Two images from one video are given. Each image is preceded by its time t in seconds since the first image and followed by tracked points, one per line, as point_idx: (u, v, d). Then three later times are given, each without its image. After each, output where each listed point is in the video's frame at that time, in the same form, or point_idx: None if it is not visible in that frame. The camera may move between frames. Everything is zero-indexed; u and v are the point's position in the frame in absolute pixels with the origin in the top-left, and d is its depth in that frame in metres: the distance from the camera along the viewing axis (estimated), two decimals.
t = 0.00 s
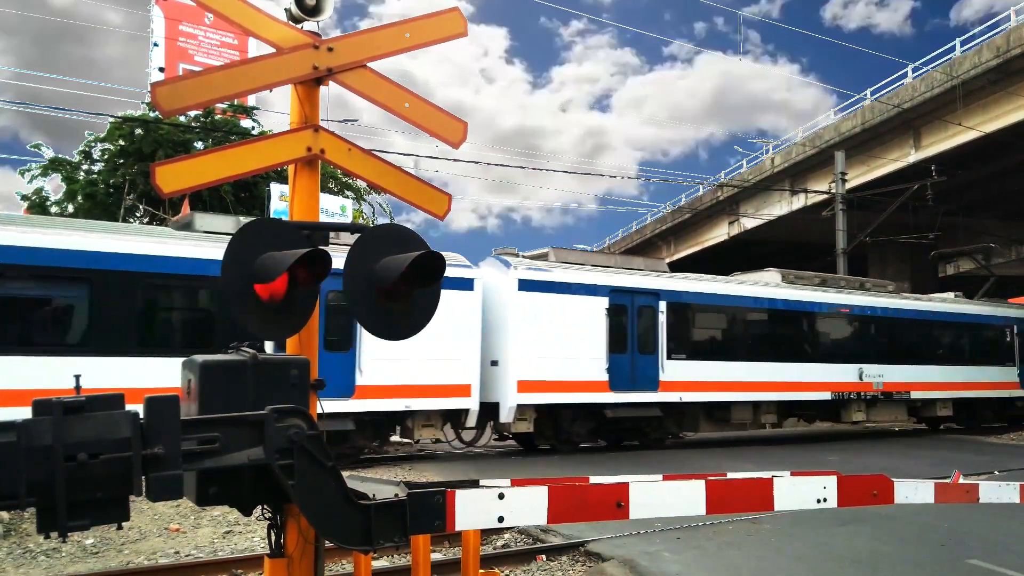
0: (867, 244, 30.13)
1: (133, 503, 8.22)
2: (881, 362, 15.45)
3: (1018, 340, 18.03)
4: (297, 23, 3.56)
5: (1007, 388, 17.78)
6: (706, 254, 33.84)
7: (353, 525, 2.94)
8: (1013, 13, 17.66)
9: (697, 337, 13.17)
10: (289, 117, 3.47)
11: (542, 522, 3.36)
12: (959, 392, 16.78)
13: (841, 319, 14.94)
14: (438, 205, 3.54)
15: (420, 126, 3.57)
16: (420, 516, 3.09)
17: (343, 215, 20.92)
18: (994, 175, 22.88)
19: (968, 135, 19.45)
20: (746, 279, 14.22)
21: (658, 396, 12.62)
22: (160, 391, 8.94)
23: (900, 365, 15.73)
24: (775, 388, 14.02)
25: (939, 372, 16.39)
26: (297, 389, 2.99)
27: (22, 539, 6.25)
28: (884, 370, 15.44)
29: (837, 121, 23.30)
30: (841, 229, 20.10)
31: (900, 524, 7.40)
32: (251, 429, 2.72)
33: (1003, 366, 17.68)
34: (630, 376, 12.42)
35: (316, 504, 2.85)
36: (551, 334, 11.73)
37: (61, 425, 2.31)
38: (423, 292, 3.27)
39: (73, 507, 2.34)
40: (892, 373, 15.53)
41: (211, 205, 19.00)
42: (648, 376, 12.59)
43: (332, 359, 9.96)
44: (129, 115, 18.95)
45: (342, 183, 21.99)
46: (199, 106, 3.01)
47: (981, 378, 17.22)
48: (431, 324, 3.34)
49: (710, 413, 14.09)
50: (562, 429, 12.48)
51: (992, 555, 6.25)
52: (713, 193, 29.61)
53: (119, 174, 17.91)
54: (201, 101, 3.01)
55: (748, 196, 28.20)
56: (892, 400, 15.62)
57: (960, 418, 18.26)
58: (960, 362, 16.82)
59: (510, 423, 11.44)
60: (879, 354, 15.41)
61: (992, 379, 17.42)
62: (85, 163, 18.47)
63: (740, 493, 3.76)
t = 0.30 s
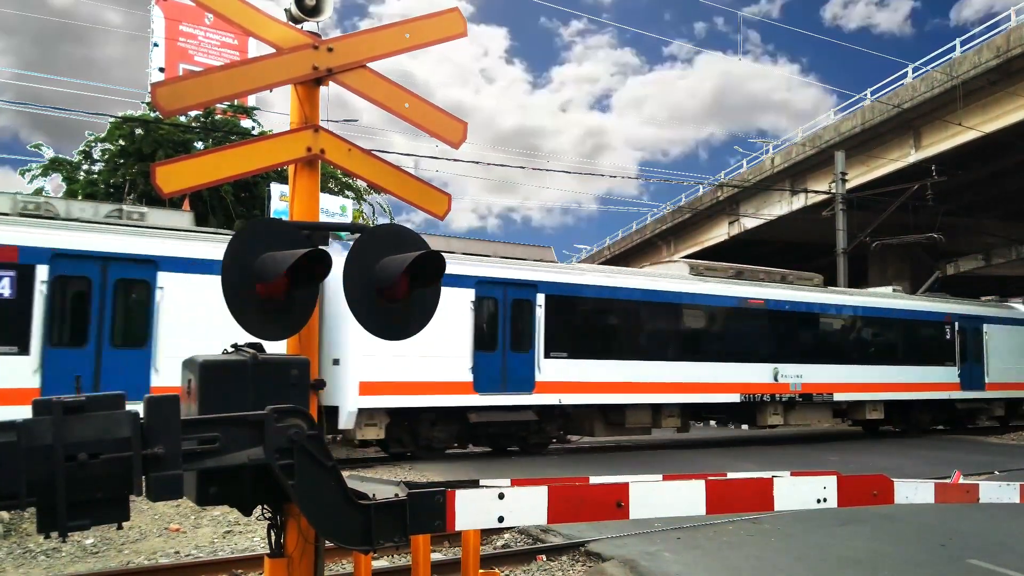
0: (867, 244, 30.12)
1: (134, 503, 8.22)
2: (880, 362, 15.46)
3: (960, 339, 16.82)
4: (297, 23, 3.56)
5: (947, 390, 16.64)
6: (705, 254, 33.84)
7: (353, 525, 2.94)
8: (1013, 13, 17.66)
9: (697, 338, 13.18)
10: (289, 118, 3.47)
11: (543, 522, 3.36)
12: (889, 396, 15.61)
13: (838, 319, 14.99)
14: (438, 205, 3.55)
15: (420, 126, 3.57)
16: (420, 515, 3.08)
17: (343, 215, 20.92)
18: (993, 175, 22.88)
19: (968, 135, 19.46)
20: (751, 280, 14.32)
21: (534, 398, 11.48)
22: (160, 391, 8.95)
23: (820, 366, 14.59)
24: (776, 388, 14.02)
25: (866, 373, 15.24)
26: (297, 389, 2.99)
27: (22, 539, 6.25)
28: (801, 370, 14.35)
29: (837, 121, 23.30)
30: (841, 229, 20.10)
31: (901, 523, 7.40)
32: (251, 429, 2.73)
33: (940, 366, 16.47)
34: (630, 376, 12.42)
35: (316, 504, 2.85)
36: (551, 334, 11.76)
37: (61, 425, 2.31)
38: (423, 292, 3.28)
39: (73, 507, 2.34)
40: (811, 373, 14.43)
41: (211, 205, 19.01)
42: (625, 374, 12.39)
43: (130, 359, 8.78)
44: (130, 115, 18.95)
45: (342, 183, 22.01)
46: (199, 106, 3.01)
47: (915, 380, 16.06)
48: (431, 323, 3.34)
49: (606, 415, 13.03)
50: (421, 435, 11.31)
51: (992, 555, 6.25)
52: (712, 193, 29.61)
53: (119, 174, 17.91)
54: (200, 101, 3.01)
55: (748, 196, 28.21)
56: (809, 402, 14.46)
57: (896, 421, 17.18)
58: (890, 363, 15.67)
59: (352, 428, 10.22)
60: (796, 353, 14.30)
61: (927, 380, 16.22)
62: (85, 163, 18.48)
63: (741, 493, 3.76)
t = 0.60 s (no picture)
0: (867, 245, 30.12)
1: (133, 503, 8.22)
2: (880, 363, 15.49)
3: (890, 336, 15.84)
4: (297, 23, 3.56)
5: (874, 391, 15.62)
6: (705, 254, 33.84)
7: (353, 525, 2.94)
8: (1013, 13, 17.66)
9: (696, 337, 13.19)
10: (289, 118, 3.47)
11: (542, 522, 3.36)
12: (807, 396, 14.56)
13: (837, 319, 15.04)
14: (438, 205, 3.55)
15: (419, 126, 3.57)
16: (419, 515, 3.08)
17: (343, 215, 20.92)
18: (993, 175, 22.88)
19: (968, 135, 19.46)
20: (753, 281, 14.45)
21: (494, 399, 11.19)
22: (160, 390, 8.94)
23: (727, 366, 13.52)
24: (774, 388, 14.04)
25: (780, 372, 14.18)
26: (297, 389, 2.99)
27: (23, 538, 6.25)
28: (732, 370, 13.48)
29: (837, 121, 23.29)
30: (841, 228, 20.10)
31: (900, 523, 7.41)
32: (252, 429, 2.73)
33: (865, 364, 15.42)
34: (631, 376, 12.44)
35: (316, 504, 2.85)
36: (550, 335, 11.79)
37: (61, 425, 2.31)
38: (423, 291, 3.28)
39: (73, 507, 2.34)
40: (743, 373, 13.57)
41: (211, 204, 19.01)
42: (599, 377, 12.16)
43: None
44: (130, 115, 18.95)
45: (342, 183, 22.02)
46: (198, 107, 3.01)
47: (838, 379, 15.01)
48: (430, 324, 3.35)
49: (480, 420, 11.77)
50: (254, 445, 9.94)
51: (992, 555, 6.25)
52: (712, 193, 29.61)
53: (119, 173, 17.91)
54: (200, 101, 3.00)
55: (748, 196, 28.22)
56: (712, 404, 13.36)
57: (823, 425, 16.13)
58: (810, 362, 14.63)
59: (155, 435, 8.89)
60: (702, 350, 13.26)
61: (853, 380, 15.17)
62: (85, 163, 18.48)
63: (740, 493, 3.76)
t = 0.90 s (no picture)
0: (868, 245, 30.12)
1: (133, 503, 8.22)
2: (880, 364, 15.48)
3: (810, 334, 14.63)
4: (296, 23, 3.56)
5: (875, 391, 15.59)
6: (705, 254, 33.85)
7: (352, 525, 2.94)
8: (1013, 13, 17.65)
9: (695, 337, 13.19)
10: (289, 118, 3.47)
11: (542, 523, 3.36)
12: (712, 399, 13.36)
13: (836, 321, 15.10)
14: (438, 205, 3.55)
15: (419, 126, 3.57)
16: (419, 514, 3.08)
17: (343, 215, 20.91)
18: (993, 175, 22.87)
19: (968, 135, 19.46)
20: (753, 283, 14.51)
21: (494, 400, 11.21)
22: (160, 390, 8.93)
23: (614, 366, 12.31)
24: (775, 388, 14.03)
25: (677, 372, 12.99)
26: (297, 389, 2.99)
27: (22, 538, 6.25)
28: (732, 370, 13.48)
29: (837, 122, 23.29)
30: (841, 228, 20.10)
31: (900, 523, 7.41)
32: (251, 429, 2.73)
33: (781, 365, 14.21)
34: (630, 376, 12.43)
35: (316, 503, 2.85)
36: (549, 335, 11.79)
37: (61, 425, 2.31)
38: (422, 292, 3.28)
39: (73, 507, 2.35)
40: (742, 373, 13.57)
41: (211, 204, 19.01)
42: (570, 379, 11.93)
43: None
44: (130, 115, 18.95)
45: (342, 183, 22.01)
46: (198, 106, 3.01)
47: (750, 380, 13.82)
48: (430, 325, 3.34)
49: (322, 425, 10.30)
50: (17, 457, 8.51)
51: (993, 555, 6.25)
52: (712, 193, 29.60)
53: (119, 173, 17.91)
54: (200, 101, 3.01)
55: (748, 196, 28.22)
56: (597, 407, 12.13)
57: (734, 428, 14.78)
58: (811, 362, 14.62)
59: None
60: (590, 349, 12.12)
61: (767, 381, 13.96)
62: (86, 163, 18.48)
63: (741, 493, 3.76)
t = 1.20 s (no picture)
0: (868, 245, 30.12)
1: (134, 503, 8.23)
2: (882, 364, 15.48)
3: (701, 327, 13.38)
4: (296, 23, 3.56)
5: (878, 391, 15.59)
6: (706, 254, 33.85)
7: (352, 525, 2.94)
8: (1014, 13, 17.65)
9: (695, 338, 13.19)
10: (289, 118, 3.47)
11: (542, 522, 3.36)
12: (587, 397, 12.08)
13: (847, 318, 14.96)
14: (438, 205, 3.55)
15: (419, 126, 3.57)
16: (420, 514, 3.08)
17: (343, 215, 20.91)
18: (992, 175, 22.85)
19: (969, 135, 19.44)
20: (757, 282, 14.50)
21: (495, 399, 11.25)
22: (160, 389, 8.94)
23: (471, 361, 11.10)
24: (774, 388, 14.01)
25: (575, 368, 12.00)
26: (297, 389, 3.00)
27: (23, 538, 6.25)
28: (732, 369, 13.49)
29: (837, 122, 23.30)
30: (841, 228, 20.11)
31: (900, 523, 7.41)
32: (251, 429, 2.73)
33: (668, 361, 12.94)
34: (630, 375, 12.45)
35: (317, 503, 2.85)
36: (548, 335, 11.83)
37: (61, 425, 2.31)
38: (422, 292, 3.28)
39: (73, 507, 2.35)
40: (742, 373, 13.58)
41: (211, 204, 19.01)
42: (522, 376, 11.54)
43: None
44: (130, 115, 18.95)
45: (342, 183, 22.02)
46: (198, 106, 3.01)
47: (637, 377, 12.58)
48: (430, 325, 3.34)
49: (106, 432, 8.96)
50: None
51: (993, 556, 6.24)
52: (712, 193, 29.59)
53: (119, 173, 17.91)
54: (199, 101, 3.01)
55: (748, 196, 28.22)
56: (436, 408, 10.75)
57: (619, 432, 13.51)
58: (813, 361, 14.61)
59: None
60: (499, 346, 11.37)
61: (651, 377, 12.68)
62: (86, 163, 18.47)
63: (740, 492, 3.76)
